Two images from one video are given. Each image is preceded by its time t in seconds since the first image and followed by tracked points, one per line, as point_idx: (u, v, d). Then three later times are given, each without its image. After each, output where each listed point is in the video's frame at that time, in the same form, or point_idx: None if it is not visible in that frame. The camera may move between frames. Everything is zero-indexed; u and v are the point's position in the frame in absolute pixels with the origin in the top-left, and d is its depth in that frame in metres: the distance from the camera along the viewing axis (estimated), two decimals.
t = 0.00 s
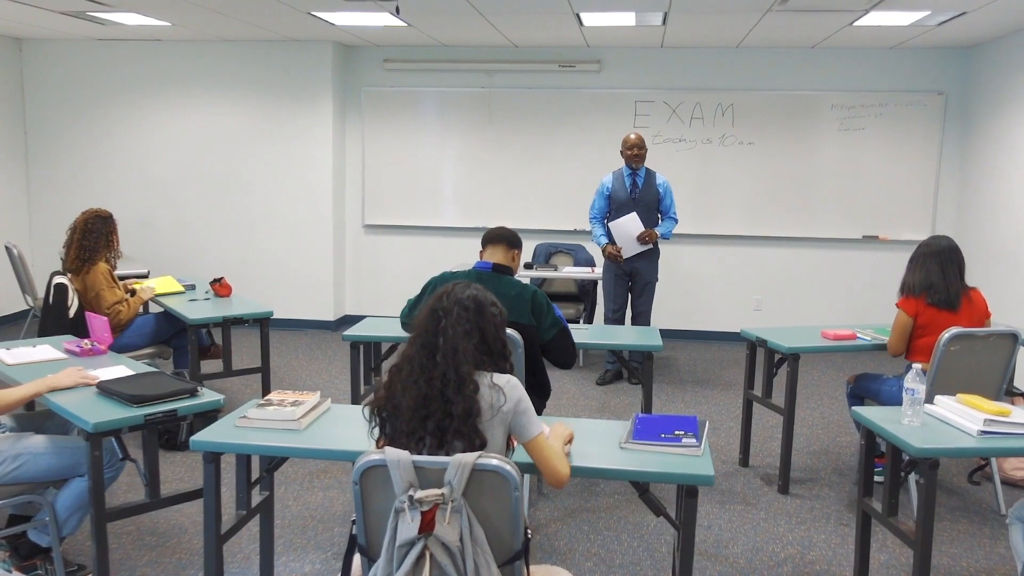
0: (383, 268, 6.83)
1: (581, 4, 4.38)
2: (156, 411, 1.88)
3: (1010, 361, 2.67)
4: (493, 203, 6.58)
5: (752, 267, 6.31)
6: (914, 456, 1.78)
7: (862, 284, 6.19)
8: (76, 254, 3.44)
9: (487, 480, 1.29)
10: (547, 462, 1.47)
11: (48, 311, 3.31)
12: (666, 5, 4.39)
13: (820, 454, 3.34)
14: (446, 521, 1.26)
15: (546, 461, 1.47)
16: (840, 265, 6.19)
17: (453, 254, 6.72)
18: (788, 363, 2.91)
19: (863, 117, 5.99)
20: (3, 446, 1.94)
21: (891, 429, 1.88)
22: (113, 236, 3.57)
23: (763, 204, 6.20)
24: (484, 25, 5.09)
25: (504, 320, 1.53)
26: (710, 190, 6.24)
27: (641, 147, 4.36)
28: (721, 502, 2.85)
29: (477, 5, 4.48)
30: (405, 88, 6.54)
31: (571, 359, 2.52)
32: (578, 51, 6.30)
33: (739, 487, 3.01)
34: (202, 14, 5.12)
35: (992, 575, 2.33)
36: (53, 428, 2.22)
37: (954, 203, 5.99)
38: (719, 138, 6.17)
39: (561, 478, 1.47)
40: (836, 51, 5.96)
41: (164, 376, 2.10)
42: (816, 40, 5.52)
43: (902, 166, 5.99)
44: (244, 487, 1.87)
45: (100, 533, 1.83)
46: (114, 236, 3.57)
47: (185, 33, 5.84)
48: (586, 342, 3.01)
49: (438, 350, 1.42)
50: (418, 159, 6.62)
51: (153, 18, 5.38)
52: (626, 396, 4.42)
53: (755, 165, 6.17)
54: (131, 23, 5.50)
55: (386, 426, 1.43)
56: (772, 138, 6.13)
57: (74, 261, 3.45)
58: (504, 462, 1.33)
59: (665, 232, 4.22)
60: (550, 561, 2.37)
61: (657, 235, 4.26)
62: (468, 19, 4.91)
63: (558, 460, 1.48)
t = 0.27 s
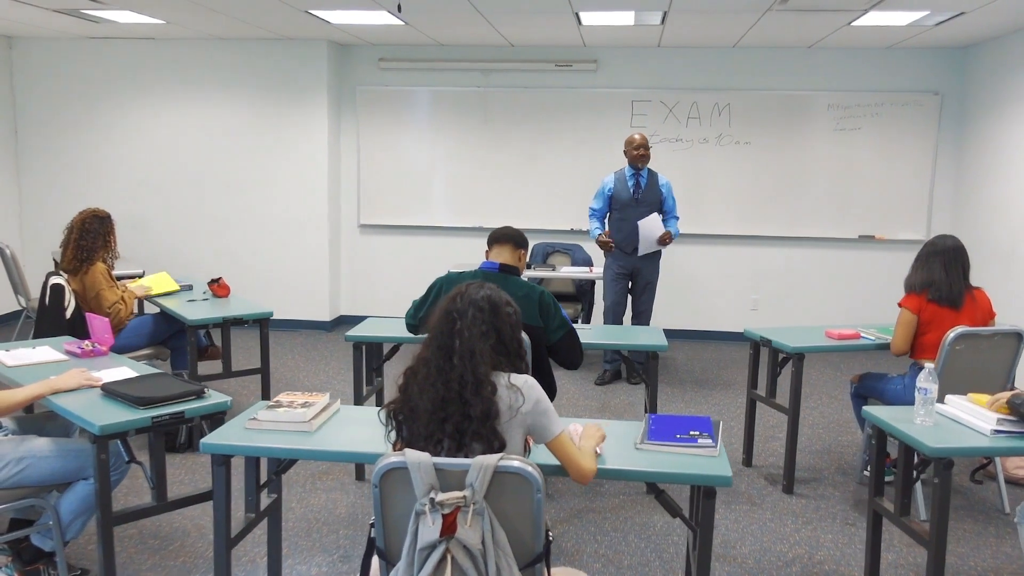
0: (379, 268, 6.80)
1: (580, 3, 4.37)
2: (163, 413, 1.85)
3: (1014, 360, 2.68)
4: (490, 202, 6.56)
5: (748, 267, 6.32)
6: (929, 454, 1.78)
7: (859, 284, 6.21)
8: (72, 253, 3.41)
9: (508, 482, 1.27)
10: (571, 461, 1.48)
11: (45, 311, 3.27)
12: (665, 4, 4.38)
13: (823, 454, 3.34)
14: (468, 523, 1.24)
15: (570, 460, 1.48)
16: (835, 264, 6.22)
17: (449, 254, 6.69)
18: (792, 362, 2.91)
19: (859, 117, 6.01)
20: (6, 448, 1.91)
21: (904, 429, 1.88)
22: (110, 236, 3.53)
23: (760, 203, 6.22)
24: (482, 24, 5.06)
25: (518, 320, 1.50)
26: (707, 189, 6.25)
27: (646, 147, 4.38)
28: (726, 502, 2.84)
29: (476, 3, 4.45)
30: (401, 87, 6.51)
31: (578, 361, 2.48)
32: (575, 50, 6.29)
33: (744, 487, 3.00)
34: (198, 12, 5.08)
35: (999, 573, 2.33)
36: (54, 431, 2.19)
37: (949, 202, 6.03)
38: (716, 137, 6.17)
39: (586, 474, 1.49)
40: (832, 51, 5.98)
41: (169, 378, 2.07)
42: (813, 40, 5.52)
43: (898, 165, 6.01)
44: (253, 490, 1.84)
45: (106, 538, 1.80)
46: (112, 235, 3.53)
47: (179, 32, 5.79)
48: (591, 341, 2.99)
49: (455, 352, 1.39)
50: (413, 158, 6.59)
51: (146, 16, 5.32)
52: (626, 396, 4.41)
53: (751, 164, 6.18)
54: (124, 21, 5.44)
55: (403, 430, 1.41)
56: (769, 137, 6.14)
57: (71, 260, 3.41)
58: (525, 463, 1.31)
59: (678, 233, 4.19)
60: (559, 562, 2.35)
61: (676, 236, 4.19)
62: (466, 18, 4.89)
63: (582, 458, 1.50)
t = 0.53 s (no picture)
0: (376, 268, 6.76)
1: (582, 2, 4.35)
2: (172, 417, 1.82)
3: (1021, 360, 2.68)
4: (488, 202, 6.54)
5: (746, 267, 6.32)
6: (946, 457, 1.76)
7: (856, 283, 6.23)
8: (69, 254, 3.37)
9: (533, 488, 1.25)
10: (602, 459, 1.50)
11: (42, 313, 3.22)
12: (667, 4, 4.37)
13: (827, 454, 3.33)
14: (492, 530, 1.22)
15: (602, 458, 1.50)
16: (833, 264, 6.23)
17: (446, 255, 6.66)
18: (799, 363, 2.89)
19: (857, 117, 6.03)
20: (10, 453, 1.87)
21: (920, 431, 1.87)
22: (108, 237, 3.48)
23: (758, 204, 6.22)
24: (482, 23, 5.04)
25: (536, 321, 1.48)
26: (705, 189, 6.25)
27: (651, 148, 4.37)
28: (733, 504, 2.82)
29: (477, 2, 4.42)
30: (398, 86, 6.47)
31: (587, 364, 2.40)
32: (573, 50, 6.27)
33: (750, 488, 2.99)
34: (194, 10, 5.02)
35: (1010, 574, 2.33)
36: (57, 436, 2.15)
37: (946, 202, 6.05)
38: (714, 138, 6.17)
39: (619, 471, 1.51)
40: (830, 51, 5.99)
41: (175, 381, 2.04)
42: (812, 40, 5.52)
43: (895, 166, 6.03)
44: (264, 496, 1.81)
45: (114, 544, 1.76)
46: (110, 236, 3.49)
47: (175, 30, 5.73)
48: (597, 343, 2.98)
49: (475, 356, 1.37)
50: (410, 158, 6.55)
51: (142, 15, 5.27)
52: (627, 396, 4.40)
53: (750, 163, 6.18)
54: (119, 19, 5.38)
55: (423, 436, 1.39)
56: (767, 137, 6.14)
57: (68, 261, 3.37)
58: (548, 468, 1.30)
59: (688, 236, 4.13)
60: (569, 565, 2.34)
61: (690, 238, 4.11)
62: (466, 17, 4.86)
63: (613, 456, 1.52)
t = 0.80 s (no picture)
0: (373, 269, 6.73)
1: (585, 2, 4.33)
2: (182, 423, 1.78)
3: None
4: (487, 202, 6.51)
5: (746, 268, 6.32)
6: (968, 461, 1.75)
7: (855, 283, 6.24)
8: (67, 256, 3.33)
9: (561, 496, 1.23)
10: (624, 470, 1.45)
11: (40, 316, 3.16)
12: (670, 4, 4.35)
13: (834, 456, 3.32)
14: (521, 539, 1.20)
15: (624, 470, 1.45)
16: (832, 265, 6.24)
17: (445, 256, 6.63)
18: (809, 365, 2.88)
19: (857, 117, 6.04)
20: (16, 461, 1.83)
21: (940, 434, 1.85)
22: (107, 239, 3.44)
23: (758, 204, 6.22)
24: (483, 23, 5.01)
25: (558, 324, 1.44)
26: (704, 190, 6.24)
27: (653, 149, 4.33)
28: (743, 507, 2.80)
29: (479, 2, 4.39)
30: (395, 86, 6.44)
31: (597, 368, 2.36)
32: (571, 50, 6.25)
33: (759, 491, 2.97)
34: (192, 9, 4.97)
35: None
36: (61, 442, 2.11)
37: (945, 202, 6.08)
38: (714, 138, 6.17)
39: (639, 484, 1.47)
40: (829, 52, 5.99)
41: (183, 387, 2.00)
42: (812, 40, 5.53)
43: (894, 166, 6.04)
44: (277, 503, 1.77)
45: (123, 554, 1.73)
46: (109, 238, 3.43)
47: (171, 30, 5.67)
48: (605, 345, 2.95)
49: (498, 362, 1.33)
50: (408, 158, 6.52)
51: (138, 14, 5.21)
52: (629, 398, 4.38)
53: (749, 164, 6.18)
54: (115, 18, 5.31)
55: (446, 444, 1.35)
56: (766, 138, 6.14)
57: (66, 264, 3.33)
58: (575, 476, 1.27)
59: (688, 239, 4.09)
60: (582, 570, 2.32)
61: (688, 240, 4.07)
62: (467, 17, 4.83)
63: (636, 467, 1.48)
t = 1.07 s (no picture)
0: (370, 269, 6.69)
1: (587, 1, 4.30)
2: (191, 427, 1.76)
3: None
4: (485, 202, 6.48)
5: (745, 267, 6.32)
6: (987, 463, 1.74)
7: (853, 283, 6.26)
8: (66, 257, 3.29)
9: (586, 501, 1.21)
10: (635, 481, 1.39)
11: (38, 317, 3.12)
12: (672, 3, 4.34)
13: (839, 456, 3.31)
14: (546, 546, 1.18)
15: (635, 481, 1.39)
16: (830, 264, 6.25)
17: (442, 256, 6.60)
18: (816, 365, 2.87)
19: (855, 117, 6.05)
20: (21, 466, 1.79)
21: (957, 435, 1.84)
22: (107, 240, 3.40)
23: (757, 203, 6.22)
24: (483, 22, 4.98)
25: (579, 326, 1.41)
26: (703, 189, 6.24)
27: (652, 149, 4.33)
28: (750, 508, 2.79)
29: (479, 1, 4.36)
30: (392, 84, 6.40)
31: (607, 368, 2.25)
32: (570, 49, 6.23)
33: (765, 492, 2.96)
34: (189, 7, 4.93)
35: None
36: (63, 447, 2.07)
37: (942, 202, 6.10)
38: (712, 138, 6.16)
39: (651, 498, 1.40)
40: (827, 51, 6.00)
41: (189, 390, 1.97)
42: (811, 40, 5.52)
43: (892, 166, 6.06)
44: (288, 508, 1.75)
45: (132, 560, 1.70)
46: (109, 239, 3.40)
47: (167, 29, 5.62)
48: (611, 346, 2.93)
49: (518, 365, 1.31)
50: (405, 158, 6.49)
51: (134, 12, 5.15)
52: (631, 399, 4.36)
53: (748, 163, 6.18)
54: (110, 16, 5.26)
55: (467, 449, 1.33)
56: (765, 137, 6.14)
57: (64, 264, 3.29)
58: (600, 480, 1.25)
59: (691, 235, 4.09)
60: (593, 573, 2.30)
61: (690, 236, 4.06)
62: (467, 15, 4.80)
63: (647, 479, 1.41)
